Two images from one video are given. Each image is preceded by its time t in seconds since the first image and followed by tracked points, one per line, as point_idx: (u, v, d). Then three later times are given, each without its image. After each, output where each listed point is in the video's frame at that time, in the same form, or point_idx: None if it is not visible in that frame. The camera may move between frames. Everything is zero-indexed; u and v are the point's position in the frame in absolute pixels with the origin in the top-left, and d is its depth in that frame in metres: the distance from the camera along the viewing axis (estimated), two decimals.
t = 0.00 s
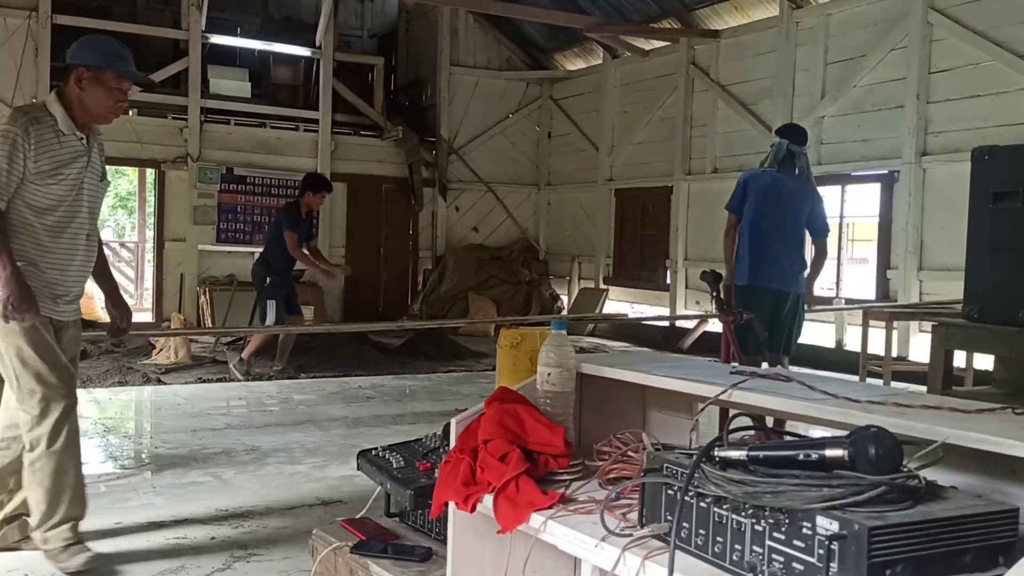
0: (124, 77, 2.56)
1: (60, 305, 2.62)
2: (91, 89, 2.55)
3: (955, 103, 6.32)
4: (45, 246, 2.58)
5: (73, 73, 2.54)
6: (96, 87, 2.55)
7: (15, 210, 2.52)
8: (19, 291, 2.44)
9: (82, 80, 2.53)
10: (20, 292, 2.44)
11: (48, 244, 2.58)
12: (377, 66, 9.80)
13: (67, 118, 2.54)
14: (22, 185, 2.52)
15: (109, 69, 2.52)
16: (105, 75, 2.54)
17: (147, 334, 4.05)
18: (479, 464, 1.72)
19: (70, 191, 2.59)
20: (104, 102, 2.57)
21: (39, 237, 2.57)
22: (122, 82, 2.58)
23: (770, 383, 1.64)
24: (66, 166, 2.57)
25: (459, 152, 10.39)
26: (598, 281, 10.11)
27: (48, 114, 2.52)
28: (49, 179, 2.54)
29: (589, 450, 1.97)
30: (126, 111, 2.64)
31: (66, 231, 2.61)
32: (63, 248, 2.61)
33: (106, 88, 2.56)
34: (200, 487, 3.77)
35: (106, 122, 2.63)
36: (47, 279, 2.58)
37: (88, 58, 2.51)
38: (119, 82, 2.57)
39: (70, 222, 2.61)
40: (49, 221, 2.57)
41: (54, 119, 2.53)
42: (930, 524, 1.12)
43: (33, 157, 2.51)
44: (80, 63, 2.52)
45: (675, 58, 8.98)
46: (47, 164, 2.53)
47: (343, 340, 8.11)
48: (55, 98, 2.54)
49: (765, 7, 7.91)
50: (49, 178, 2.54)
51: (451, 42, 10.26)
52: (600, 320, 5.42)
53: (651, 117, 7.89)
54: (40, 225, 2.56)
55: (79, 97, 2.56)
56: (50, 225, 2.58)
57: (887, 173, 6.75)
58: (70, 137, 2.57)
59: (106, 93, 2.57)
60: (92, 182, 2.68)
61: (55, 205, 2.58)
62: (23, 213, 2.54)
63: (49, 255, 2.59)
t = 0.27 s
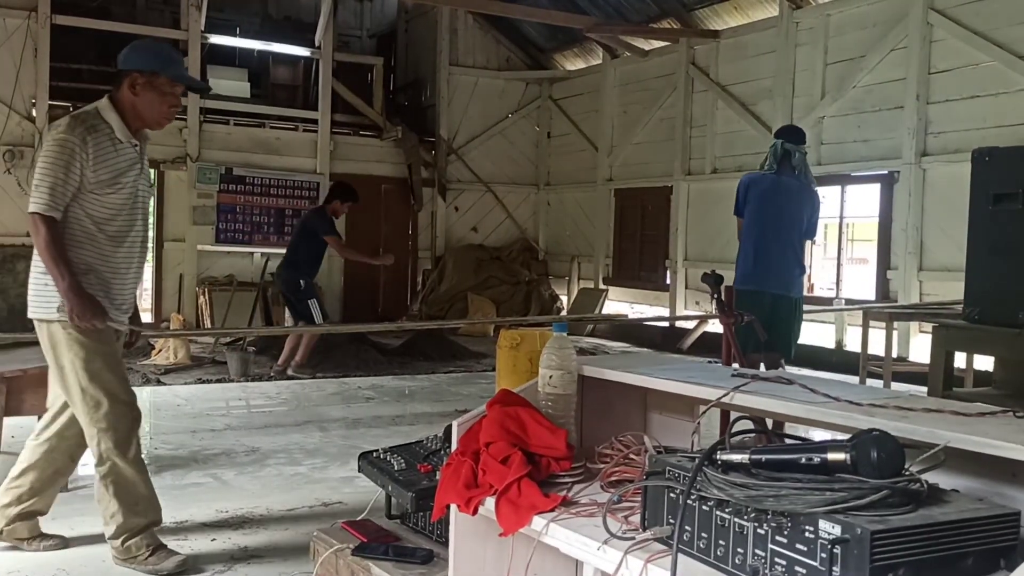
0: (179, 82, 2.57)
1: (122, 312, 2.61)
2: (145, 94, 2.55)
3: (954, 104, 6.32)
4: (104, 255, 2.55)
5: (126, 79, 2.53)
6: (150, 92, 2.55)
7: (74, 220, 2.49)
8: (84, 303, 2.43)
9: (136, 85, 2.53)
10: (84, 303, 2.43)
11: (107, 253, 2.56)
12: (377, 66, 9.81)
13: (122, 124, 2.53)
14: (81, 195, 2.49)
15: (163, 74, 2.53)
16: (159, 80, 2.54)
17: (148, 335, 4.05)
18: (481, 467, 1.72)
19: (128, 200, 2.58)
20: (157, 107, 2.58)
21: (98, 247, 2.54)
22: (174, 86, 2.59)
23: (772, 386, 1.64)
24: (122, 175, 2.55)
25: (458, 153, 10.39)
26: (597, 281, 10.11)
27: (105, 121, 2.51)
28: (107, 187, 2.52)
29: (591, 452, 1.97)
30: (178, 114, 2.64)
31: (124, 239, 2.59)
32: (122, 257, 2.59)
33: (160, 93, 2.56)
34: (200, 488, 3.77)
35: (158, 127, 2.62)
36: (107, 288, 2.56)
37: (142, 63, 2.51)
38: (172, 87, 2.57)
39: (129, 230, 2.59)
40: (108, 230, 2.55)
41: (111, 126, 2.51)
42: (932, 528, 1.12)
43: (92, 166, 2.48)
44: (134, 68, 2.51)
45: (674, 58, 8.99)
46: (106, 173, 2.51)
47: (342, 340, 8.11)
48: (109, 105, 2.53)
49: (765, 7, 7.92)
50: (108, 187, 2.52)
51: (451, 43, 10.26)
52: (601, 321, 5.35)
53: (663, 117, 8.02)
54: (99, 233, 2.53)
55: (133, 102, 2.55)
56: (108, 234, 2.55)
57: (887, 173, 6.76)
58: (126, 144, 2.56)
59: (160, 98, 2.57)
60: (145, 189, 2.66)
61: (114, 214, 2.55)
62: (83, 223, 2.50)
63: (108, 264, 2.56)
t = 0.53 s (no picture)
0: (232, 75, 2.52)
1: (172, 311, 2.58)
2: (201, 88, 2.50)
3: (954, 104, 6.32)
4: (160, 253, 2.52)
5: (182, 72, 2.49)
6: (205, 86, 2.50)
7: (133, 217, 2.46)
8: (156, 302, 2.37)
9: (191, 80, 2.49)
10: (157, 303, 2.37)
11: (163, 251, 2.53)
12: (377, 66, 9.81)
13: (178, 120, 2.50)
14: (140, 192, 2.46)
15: (218, 68, 2.49)
16: (214, 74, 2.50)
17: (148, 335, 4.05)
18: (481, 467, 1.72)
19: (184, 198, 2.56)
20: (212, 102, 2.53)
21: (155, 244, 2.51)
22: (228, 80, 2.54)
23: (772, 386, 1.64)
24: (179, 172, 2.53)
25: (458, 153, 10.39)
26: (597, 281, 10.12)
27: (163, 117, 2.47)
28: (165, 185, 2.50)
29: (591, 452, 1.97)
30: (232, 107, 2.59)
31: (180, 237, 2.57)
32: (177, 255, 2.57)
33: (215, 87, 2.52)
34: (200, 489, 3.78)
35: (212, 121, 2.58)
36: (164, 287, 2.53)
37: (197, 57, 2.46)
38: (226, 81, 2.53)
39: (185, 228, 2.57)
40: (165, 228, 2.52)
41: (170, 122, 2.48)
42: (931, 528, 1.12)
43: (152, 163, 2.45)
44: (189, 62, 2.47)
45: (674, 58, 8.99)
46: (166, 171, 2.48)
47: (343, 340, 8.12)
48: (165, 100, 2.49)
49: (764, 7, 7.92)
50: (167, 184, 2.50)
51: (451, 43, 10.26)
52: (601, 321, 5.30)
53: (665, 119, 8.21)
54: (158, 231, 2.51)
55: (188, 96, 2.51)
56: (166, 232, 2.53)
57: (887, 173, 6.76)
58: (182, 141, 2.53)
59: (215, 91, 2.52)
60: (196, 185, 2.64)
61: (171, 212, 2.53)
62: (140, 220, 2.47)
63: (165, 261, 2.54)
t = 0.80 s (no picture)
0: (285, 80, 2.56)
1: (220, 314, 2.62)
2: (254, 92, 2.54)
3: (954, 104, 6.33)
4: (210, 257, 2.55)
5: (236, 77, 2.52)
6: (258, 91, 2.54)
7: (191, 220, 2.48)
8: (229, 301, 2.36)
9: (245, 84, 2.52)
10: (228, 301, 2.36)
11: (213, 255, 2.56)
12: (377, 66, 9.81)
13: (232, 125, 2.54)
14: (196, 196, 2.48)
15: (272, 73, 2.52)
16: (268, 78, 2.54)
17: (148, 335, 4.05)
18: (481, 467, 1.72)
19: (236, 201, 2.59)
20: (264, 107, 2.56)
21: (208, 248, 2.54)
22: (281, 85, 2.58)
23: (771, 386, 1.64)
24: (231, 177, 2.57)
25: (457, 153, 10.39)
26: (597, 282, 10.13)
27: (219, 122, 2.50)
28: (219, 189, 2.53)
29: (591, 452, 1.97)
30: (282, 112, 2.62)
31: (228, 242, 2.60)
32: (225, 259, 2.60)
33: (268, 92, 2.55)
34: (200, 489, 3.78)
35: (262, 126, 2.61)
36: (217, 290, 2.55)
37: (252, 62, 2.50)
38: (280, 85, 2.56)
39: (234, 233, 2.61)
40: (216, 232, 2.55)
41: (227, 127, 2.52)
42: (930, 528, 1.12)
43: (209, 167, 2.48)
44: (244, 67, 2.50)
45: (674, 58, 8.99)
46: (220, 175, 2.52)
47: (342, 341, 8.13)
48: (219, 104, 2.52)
49: (764, 7, 7.92)
50: (220, 189, 2.54)
51: (450, 43, 10.26)
52: (601, 321, 5.28)
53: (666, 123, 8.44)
54: (211, 235, 2.54)
55: (240, 101, 2.55)
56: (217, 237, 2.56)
57: (887, 174, 6.77)
58: (236, 145, 2.57)
59: (267, 96, 2.56)
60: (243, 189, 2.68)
61: (222, 217, 2.57)
62: (196, 224, 2.50)
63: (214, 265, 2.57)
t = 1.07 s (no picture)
0: (348, 86, 2.64)
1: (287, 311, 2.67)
2: (317, 97, 2.63)
3: (953, 104, 6.33)
4: (274, 254, 2.62)
5: (301, 82, 2.61)
6: (321, 96, 2.63)
7: (254, 218, 2.57)
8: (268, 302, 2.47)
9: (309, 88, 2.61)
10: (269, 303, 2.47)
11: (277, 252, 2.63)
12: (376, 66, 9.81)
13: (297, 126, 2.62)
14: (260, 193, 2.57)
15: (336, 79, 2.60)
16: (331, 84, 2.62)
17: (147, 335, 4.05)
18: (480, 467, 1.72)
19: (302, 201, 2.67)
20: (327, 112, 2.65)
21: (271, 245, 2.61)
22: (343, 90, 2.66)
23: (771, 386, 1.64)
24: (296, 176, 2.64)
25: (457, 153, 10.39)
26: (596, 281, 10.12)
27: (284, 123, 2.59)
28: (284, 188, 2.61)
29: (590, 452, 1.97)
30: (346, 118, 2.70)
31: (293, 240, 2.67)
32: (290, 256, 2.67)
33: (331, 97, 2.64)
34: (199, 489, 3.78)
35: (325, 130, 2.70)
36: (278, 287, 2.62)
37: (317, 68, 2.59)
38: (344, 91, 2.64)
39: (300, 231, 2.67)
40: (280, 229, 2.63)
41: (291, 128, 2.60)
42: (929, 528, 1.12)
43: (274, 165, 2.57)
44: (309, 72, 2.59)
45: (673, 58, 8.99)
46: (286, 174, 2.60)
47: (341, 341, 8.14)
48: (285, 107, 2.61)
49: (763, 7, 7.93)
50: (286, 187, 2.61)
51: (450, 43, 10.25)
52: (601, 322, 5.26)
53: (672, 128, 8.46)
54: (276, 232, 2.61)
55: (304, 104, 2.64)
56: (281, 234, 2.63)
57: (886, 174, 6.78)
58: (302, 147, 2.65)
59: (329, 101, 2.64)
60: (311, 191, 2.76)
61: (288, 214, 2.64)
62: (259, 221, 2.58)
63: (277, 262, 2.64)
